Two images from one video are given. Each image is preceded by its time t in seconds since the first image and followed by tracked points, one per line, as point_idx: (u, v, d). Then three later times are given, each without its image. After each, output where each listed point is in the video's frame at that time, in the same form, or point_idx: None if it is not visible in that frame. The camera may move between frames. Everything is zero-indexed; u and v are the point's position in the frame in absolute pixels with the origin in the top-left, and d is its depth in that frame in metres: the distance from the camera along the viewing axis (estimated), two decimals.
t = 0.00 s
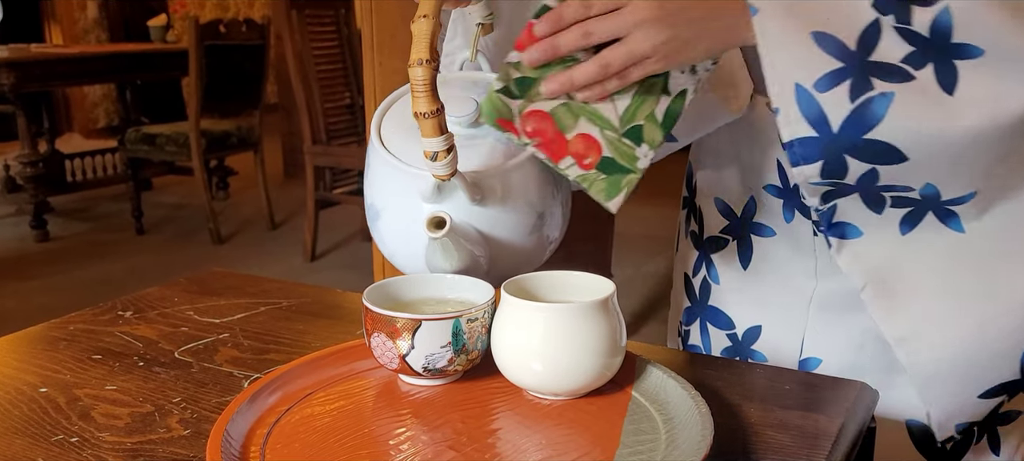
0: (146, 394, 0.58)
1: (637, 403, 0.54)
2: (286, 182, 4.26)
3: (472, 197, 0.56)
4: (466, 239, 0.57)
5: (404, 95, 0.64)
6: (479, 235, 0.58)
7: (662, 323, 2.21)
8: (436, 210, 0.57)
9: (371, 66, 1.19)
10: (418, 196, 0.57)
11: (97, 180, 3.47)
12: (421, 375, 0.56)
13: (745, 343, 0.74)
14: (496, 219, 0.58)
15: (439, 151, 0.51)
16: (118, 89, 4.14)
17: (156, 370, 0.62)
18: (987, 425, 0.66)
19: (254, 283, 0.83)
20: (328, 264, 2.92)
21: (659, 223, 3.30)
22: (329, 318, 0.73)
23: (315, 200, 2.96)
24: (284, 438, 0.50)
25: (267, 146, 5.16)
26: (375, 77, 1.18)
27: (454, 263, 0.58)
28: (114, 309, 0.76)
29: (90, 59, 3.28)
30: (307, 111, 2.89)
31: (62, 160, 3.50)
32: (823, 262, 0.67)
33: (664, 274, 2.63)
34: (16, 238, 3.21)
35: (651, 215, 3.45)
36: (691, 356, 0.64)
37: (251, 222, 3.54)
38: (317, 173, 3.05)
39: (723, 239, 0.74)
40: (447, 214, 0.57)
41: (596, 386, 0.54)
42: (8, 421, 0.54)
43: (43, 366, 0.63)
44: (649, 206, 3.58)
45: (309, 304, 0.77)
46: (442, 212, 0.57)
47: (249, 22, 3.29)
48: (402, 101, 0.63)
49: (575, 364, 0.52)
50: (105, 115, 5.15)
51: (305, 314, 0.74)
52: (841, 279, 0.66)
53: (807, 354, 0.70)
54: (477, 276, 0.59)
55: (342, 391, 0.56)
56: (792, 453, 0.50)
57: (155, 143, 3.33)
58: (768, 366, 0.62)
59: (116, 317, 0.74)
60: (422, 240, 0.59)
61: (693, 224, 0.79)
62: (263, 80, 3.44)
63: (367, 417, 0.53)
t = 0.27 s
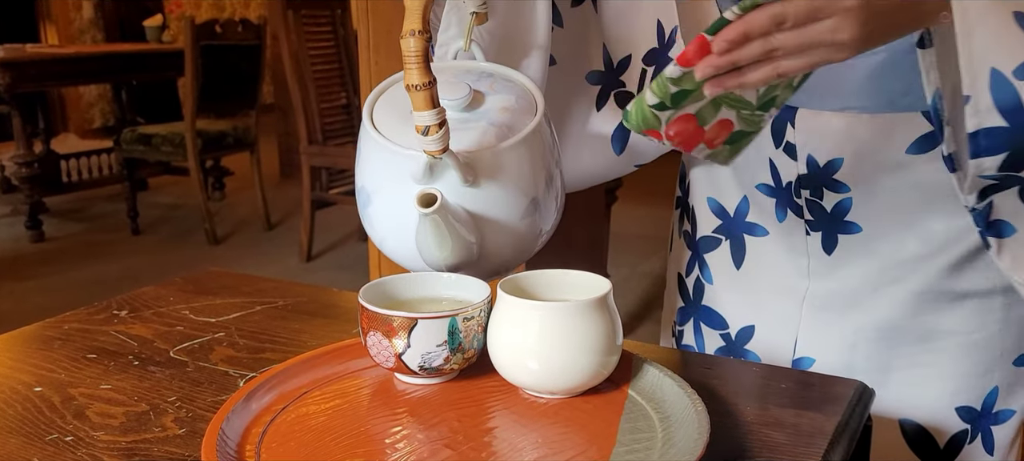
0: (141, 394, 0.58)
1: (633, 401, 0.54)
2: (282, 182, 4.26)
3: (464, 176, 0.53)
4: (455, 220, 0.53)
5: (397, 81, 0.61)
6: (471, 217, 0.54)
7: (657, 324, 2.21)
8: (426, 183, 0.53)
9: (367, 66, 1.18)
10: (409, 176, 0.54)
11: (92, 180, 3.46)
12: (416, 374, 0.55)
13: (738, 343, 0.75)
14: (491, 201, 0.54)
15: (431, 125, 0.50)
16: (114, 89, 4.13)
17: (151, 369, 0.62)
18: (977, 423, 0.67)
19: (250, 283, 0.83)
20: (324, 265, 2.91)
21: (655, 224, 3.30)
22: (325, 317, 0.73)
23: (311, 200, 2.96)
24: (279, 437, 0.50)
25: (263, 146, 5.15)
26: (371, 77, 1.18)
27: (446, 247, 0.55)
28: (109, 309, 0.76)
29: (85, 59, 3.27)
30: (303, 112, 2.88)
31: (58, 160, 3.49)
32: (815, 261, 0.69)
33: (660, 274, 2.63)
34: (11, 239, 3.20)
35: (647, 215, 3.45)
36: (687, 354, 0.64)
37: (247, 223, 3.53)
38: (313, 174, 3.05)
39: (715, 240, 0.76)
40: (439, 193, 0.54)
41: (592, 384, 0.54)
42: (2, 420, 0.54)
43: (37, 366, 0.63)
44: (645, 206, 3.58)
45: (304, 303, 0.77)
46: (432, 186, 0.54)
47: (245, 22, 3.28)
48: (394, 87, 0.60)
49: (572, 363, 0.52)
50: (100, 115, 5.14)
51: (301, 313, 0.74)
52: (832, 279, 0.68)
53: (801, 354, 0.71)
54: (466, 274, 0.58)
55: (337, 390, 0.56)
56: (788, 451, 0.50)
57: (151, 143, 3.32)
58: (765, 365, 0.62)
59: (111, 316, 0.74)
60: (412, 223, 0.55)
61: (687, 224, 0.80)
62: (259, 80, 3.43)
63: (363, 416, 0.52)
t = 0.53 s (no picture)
0: (132, 390, 0.58)
1: (626, 398, 0.54)
2: (278, 182, 4.25)
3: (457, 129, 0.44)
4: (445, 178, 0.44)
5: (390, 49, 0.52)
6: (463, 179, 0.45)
7: (652, 323, 2.21)
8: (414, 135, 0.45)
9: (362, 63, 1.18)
10: (398, 133, 0.46)
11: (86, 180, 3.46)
12: (409, 370, 0.55)
13: (736, 341, 0.74)
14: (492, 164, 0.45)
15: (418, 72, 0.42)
16: (108, 88, 4.12)
17: (142, 365, 0.62)
18: (974, 421, 0.64)
19: (243, 280, 0.82)
20: (319, 264, 2.91)
21: (650, 224, 3.30)
22: (318, 314, 0.73)
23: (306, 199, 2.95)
24: (271, 434, 0.50)
25: (258, 145, 5.14)
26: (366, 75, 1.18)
27: (438, 212, 0.45)
28: (101, 306, 0.75)
29: (80, 59, 3.26)
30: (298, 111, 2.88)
31: (52, 160, 3.48)
32: (812, 259, 0.67)
33: (655, 274, 2.63)
34: (5, 238, 3.19)
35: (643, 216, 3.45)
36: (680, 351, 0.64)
37: (242, 222, 3.52)
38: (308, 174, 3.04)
39: (713, 237, 0.74)
40: (431, 147, 0.45)
41: (585, 380, 0.54)
42: None
43: (28, 362, 0.63)
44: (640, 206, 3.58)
45: (298, 301, 0.76)
46: (422, 136, 0.45)
47: (240, 21, 3.28)
48: (389, 53, 0.51)
49: (565, 358, 0.52)
50: (95, 115, 5.13)
51: (294, 310, 0.74)
52: (829, 278, 0.66)
53: (799, 351, 0.70)
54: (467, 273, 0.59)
55: (329, 387, 0.56)
56: (782, 446, 0.50)
57: (145, 143, 3.32)
58: (758, 362, 0.62)
59: (103, 313, 0.73)
60: (401, 185, 0.46)
61: (683, 222, 0.79)
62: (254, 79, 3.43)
63: (355, 411, 0.52)
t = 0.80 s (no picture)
0: (126, 387, 0.57)
1: (622, 394, 0.54)
2: (275, 181, 4.25)
3: (455, 19, 0.49)
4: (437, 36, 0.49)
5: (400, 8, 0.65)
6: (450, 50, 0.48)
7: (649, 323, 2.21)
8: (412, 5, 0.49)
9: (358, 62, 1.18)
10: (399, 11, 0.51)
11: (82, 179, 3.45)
12: (404, 366, 0.55)
13: (732, 336, 0.73)
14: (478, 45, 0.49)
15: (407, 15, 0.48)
16: (104, 88, 4.11)
17: (136, 362, 0.62)
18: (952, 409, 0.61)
19: (238, 277, 0.82)
20: (315, 264, 2.90)
21: (647, 224, 3.30)
22: (313, 311, 0.72)
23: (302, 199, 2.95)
24: (264, 430, 0.49)
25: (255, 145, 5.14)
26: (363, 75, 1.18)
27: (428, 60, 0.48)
28: (95, 303, 0.75)
29: (76, 58, 3.25)
30: (294, 110, 2.87)
31: (48, 159, 3.47)
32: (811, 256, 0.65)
33: (652, 274, 2.63)
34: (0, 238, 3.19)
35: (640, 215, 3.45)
36: (677, 349, 0.64)
37: (238, 222, 3.52)
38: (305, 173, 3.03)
39: (712, 232, 0.72)
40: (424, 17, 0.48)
41: (581, 377, 0.54)
42: None
43: (20, 359, 0.62)
44: (637, 206, 3.58)
45: (293, 298, 0.76)
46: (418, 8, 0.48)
47: (237, 21, 3.27)
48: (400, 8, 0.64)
49: (559, 354, 0.52)
50: (91, 115, 5.12)
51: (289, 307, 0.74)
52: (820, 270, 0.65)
53: (794, 348, 0.69)
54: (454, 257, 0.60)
55: (324, 383, 0.55)
56: (778, 443, 0.50)
57: (141, 142, 3.31)
58: (755, 359, 0.62)
59: (97, 310, 0.73)
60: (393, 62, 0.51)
61: (683, 217, 0.79)
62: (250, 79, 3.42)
63: (349, 408, 0.52)
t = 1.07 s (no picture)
0: (125, 387, 0.57)
1: (620, 394, 0.54)
2: (272, 183, 4.24)
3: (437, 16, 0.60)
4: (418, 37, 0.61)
5: None
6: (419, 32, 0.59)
7: (647, 324, 2.21)
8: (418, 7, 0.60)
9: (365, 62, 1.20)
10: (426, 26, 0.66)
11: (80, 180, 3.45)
12: (403, 367, 0.55)
13: (730, 335, 0.73)
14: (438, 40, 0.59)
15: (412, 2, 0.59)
16: (102, 89, 4.10)
17: (134, 362, 0.62)
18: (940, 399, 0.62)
19: (236, 277, 0.82)
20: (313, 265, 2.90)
21: (645, 226, 3.30)
22: (312, 311, 0.73)
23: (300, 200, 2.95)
24: (264, 430, 0.50)
25: (253, 146, 5.13)
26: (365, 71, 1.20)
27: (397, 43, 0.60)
28: (93, 303, 0.75)
29: (74, 58, 3.25)
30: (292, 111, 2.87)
31: (46, 160, 3.47)
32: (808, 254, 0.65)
33: (649, 276, 2.63)
34: None
35: (637, 217, 3.45)
36: (675, 349, 0.64)
37: (236, 223, 3.52)
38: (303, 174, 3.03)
39: (710, 230, 0.73)
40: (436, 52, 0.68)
41: (579, 378, 0.54)
42: None
43: (19, 359, 0.62)
44: (635, 208, 3.58)
45: (291, 298, 0.76)
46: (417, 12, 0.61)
47: (236, 22, 3.27)
48: None
49: (558, 355, 0.52)
50: (89, 115, 5.11)
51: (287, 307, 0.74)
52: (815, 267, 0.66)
53: (790, 347, 0.69)
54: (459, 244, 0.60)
55: (323, 383, 0.56)
56: (777, 444, 0.50)
57: (139, 143, 3.31)
58: (753, 360, 0.62)
59: (95, 310, 0.73)
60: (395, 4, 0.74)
61: (684, 215, 0.79)
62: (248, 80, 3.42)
63: (348, 408, 0.52)
